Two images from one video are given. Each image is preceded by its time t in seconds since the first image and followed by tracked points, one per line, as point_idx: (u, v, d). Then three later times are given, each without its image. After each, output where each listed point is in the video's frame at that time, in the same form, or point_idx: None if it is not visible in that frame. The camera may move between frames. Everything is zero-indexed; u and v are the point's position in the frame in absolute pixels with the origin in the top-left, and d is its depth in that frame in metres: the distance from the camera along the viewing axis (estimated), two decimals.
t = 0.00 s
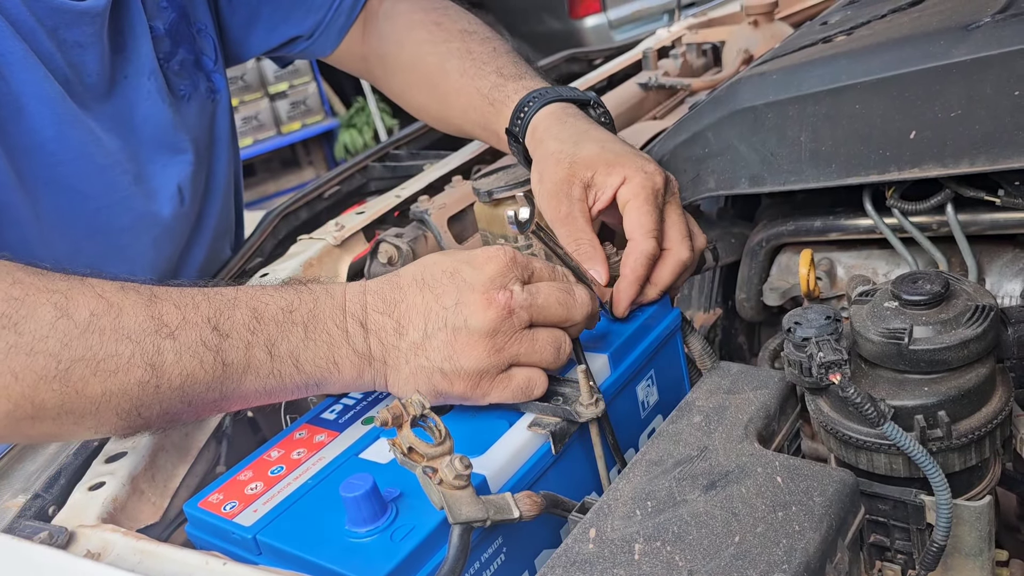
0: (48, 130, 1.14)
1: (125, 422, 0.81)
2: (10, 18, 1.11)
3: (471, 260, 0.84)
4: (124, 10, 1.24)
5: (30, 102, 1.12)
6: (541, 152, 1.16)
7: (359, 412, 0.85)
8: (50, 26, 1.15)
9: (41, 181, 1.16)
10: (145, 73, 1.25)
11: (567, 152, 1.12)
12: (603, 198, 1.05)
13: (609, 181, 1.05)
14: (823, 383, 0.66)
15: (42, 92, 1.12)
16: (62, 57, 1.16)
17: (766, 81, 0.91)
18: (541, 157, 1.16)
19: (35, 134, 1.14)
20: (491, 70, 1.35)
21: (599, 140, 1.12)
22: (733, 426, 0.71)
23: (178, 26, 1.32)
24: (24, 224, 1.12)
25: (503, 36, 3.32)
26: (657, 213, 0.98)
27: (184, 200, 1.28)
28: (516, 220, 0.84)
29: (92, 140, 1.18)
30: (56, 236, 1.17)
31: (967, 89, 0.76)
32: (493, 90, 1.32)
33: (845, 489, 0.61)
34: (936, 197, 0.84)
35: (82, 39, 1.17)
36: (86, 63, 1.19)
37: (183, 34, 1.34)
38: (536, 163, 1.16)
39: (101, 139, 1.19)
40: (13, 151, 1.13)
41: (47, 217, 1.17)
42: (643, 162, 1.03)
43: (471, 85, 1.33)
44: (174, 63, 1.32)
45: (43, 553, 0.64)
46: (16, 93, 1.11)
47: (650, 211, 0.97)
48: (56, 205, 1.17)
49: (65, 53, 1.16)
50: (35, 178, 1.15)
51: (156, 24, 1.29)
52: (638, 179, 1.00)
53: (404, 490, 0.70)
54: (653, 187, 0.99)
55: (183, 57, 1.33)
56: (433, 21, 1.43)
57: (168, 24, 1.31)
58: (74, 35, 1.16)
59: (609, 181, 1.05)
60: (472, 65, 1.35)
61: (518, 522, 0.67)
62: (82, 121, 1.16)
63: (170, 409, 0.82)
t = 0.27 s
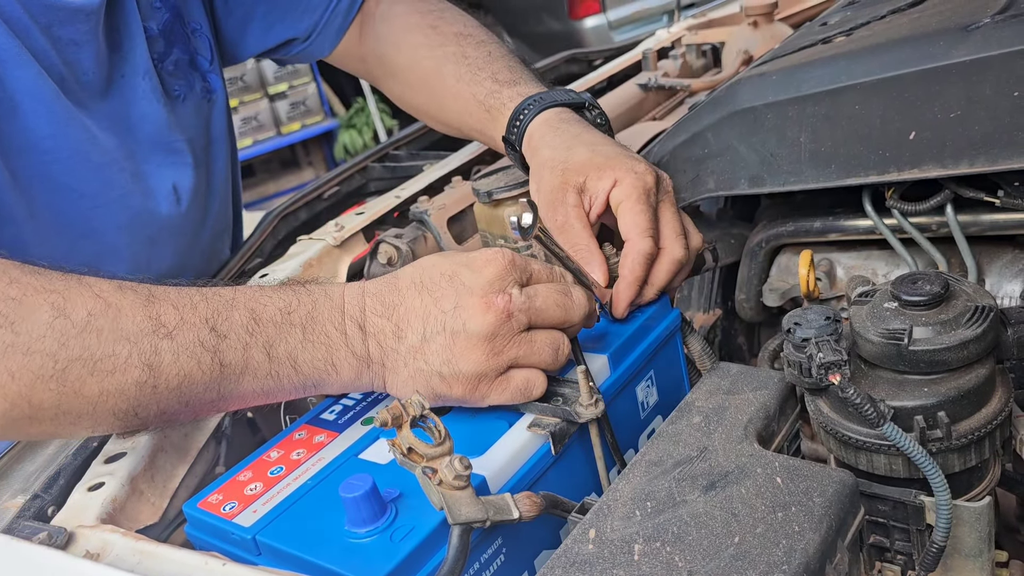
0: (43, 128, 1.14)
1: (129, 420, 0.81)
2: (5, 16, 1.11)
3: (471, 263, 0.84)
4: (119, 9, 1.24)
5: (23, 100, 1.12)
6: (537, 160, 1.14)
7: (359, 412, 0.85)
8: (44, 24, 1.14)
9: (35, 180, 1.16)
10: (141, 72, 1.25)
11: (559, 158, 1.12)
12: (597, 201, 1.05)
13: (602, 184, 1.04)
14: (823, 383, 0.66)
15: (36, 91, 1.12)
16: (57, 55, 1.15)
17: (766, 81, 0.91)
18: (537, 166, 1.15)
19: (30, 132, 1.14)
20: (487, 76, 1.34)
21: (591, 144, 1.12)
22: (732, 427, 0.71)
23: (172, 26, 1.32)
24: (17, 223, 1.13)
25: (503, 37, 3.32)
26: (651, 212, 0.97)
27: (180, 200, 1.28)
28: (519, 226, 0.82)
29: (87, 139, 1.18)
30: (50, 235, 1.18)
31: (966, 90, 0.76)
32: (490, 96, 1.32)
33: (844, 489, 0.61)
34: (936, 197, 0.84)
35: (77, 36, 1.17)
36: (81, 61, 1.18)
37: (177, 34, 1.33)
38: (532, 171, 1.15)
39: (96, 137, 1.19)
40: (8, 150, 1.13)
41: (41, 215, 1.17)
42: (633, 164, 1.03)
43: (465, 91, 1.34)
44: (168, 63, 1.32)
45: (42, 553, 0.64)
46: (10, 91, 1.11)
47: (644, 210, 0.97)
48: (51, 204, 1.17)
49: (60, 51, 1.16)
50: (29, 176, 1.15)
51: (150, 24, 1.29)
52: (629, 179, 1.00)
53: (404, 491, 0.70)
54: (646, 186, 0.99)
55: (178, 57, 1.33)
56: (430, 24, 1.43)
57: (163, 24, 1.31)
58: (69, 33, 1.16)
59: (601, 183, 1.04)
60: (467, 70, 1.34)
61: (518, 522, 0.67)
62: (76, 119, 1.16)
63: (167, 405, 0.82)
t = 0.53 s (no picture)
0: (39, 127, 1.14)
1: (81, 420, 0.75)
2: (2, 15, 1.11)
3: (444, 238, 0.74)
4: (116, 8, 1.24)
5: (21, 101, 1.12)
6: (535, 165, 1.15)
7: (359, 412, 0.85)
8: (42, 23, 1.14)
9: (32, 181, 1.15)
10: (139, 70, 1.25)
11: (557, 161, 1.11)
12: (593, 203, 1.03)
13: (598, 186, 1.03)
14: (823, 383, 0.66)
15: (33, 91, 1.12)
16: (55, 54, 1.15)
17: (766, 81, 0.91)
18: (535, 170, 1.15)
19: (27, 132, 1.13)
20: (485, 79, 1.34)
21: (587, 146, 1.11)
22: (732, 427, 0.71)
23: (168, 24, 1.33)
24: (12, 224, 1.13)
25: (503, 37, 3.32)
26: (649, 211, 0.96)
27: (178, 199, 1.28)
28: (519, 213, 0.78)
29: (83, 138, 1.18)
30: (47, 236, 1.18)
31: (966, 90, 0.76)
32: (486, 99, 1.32)
33: (844, 489, 0.61)
34: (936, 198, 0.84)
35: (76, 35, 1.17)
36: (80, 60, 1.18)
37: (172, 32, 1.34)
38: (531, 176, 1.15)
39: (93, 136, 1.19)
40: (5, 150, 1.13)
41: (38, 215, 1.17)
42: (629, 165, 1.02)
43: (464, 94, 1.34)
44: (164, 61, 1.32)
45: (42, 552, 0.64)
46: (8, 92, 1.11)
47: (642, 209, 0.96)
48: (48, 203, 1.17)
49: (58, 50, 1.16)
50: (27, 176, 1.15)
51: (145, 22, 1.30)
52: (625, 181, 0.99)
53: (404, 491, 0.70)
54: (642, 186, 0.98)
55: (173, 55, 1.33)
56: (426, 25, 1.43)
57: (158, 22, 1.32)
58: (67, 32, 1.16)
59: (597, 185, 1.03)
60: (466, 73, 1.34)
61: (518, 522, 0.67)
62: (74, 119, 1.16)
63: (145, 410, 0.79)
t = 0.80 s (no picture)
0: (45, 125, 1.13)
1: (89, 408, 0.74)
2: (9, 11, 1.11)
3: (451, 225, 0.71)
4: (124, 4, 1.24)
5: (28, 98, 1.11)
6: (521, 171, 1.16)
7: (358, 412, 0.85)
8: (52, 21, 1.14)
9: (37, 178, 1.15)
10: (147, 66, 1.25)
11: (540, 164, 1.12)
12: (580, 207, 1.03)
13: (580, 190, 1.03)
14: (823, 383, 0.66)
15: (41, 88, 1.11)
16: (62, 51, 1.15)
17: (765, 82, 0.91)
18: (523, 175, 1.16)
19: (32, 129, 1.13)
20: (471, 81, 1.34)
21: (570, 147, 1.11)
22: (732, 427, 0.71)
23: (175, 19, 1.32)
24: (14, 220, 1.12)
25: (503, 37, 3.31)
26: (634, 211, 0.96)
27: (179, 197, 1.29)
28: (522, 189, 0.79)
29: (88, 136, 1.18)
30: (48, 232, 1.18)
31: (966, 90, 0.76)
32: (472, 102, 1.32)
33: (845, 489, 0.61)
34: (936, 198, 0.84)
35: (85, 33, 1.17)
36: (87, 58, 1.18)
37: (178, 28, 1.33)
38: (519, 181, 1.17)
39: (97, 134, 1.19)
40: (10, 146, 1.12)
41: (41, 212, 1.17)
42: (607, 165, 1.01)
43: (450, 96, 1.34)
44: (171, 57, 1.32)
45: (40, 552, 0.64)
46: (15, 89, 1.10)
47: (626, 211, 0.96)
48: (51, 200, 1.17)
49: (67, 48, 1.16)
50: (31, 173, 1.15)
51: (155, 17, 1.29)
52: (606, 184, 0.99)
53: (403, 491, 0.70)
54: (622, 186, 0.98)
55: (180, 51, 1.33)
56: (419, 23, 1.42)
57: (167, 16, 1.31)
58: (77, 30, 1.16)
59: (577, 190, 1.03)
60: (453, 73, 1.34)
61: (517, 523, 0.67)
62: (80, 116, 1.16)
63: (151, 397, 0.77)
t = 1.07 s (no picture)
0: (49, 126, 1.13)
1: (82, 420, 0.75)
2: (16, 12, 1.11)
3: (449, 250, 0.70)
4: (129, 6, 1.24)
5: (32, 99, 1.11)
6: (528, 169, 1.16)
7: (358, 412, 0.85)
8: (59, 22, 1.13)
9: (40, 179, 1.15)
10: (150, 68, 1.25)
11: (551, 164, 1.12)
12: (591, 207, 1.02)
13: (594, 188, 1.02)
14: (822, 383, 0.66)
15: (45, 90, 1.11)
16: (68, 52, 1.15)
17: (765, 82, 0.91)
18: (531, 174, 1.16)
19: (36, 131, 1.13)
20: (478, 82, 1.34)
21: (583, 147, 1.11)
22: (732, 427, 0.71)
23: (177, 22, 1.32)
24: (18, 223, 1.12)
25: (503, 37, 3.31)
26: (648, 211, 0.96)
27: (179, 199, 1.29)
28: (515, 207, 0.77)
29: (92, 137, 1.18)
30: (51, 235, 1.18)
31: (966, 90, 0.76)
32: (478, 102, 1.32)
33: (844, 489, 0.61)
34: (935, 198, 0.84)
35: (91, 34, 1.16)
36: (93, 59, 1.18)
37: (181, 30, 1.34)
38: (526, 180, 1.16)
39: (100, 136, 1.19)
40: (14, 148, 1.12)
41: (43, 213, 1.17)
42: (625, 165, 1.01)
43: (456, 97, 1.34)
44: (173, 59, 1.32)
45: (40, 552, 0.64)
46: (19, 90, 1.10)
47: (640, 211, 0.96)
48: (54, 201, 1.17)
49: (73, 49, 1.16)
50: (35, 174, 1.15)
51: (157, 19, 1.29)
52: (622, 182, 0.99)
53: (404, 491, 0.70)
54: (640, 186, 0.98)
55: (181, 53, 1.33)
56: (422, 28, 1.43)
57: (168, 19, 1.31)
58: (83, 30, 1.16)
59: (592, 188, 1.03)
60: (459, 76, 1.34)
61: (517, 522, 0.67)
62: (85, 118, 1.16)
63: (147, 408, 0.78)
